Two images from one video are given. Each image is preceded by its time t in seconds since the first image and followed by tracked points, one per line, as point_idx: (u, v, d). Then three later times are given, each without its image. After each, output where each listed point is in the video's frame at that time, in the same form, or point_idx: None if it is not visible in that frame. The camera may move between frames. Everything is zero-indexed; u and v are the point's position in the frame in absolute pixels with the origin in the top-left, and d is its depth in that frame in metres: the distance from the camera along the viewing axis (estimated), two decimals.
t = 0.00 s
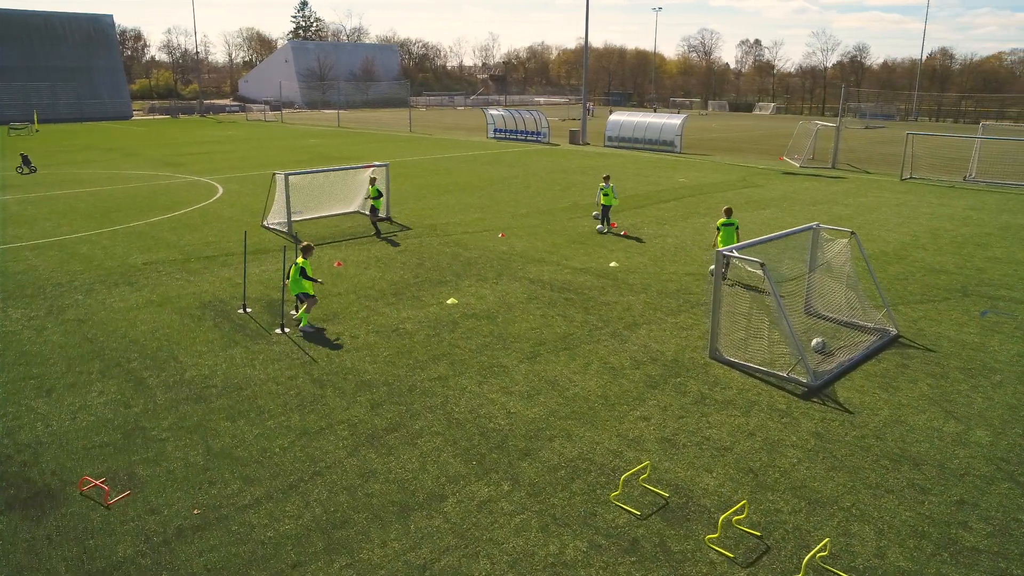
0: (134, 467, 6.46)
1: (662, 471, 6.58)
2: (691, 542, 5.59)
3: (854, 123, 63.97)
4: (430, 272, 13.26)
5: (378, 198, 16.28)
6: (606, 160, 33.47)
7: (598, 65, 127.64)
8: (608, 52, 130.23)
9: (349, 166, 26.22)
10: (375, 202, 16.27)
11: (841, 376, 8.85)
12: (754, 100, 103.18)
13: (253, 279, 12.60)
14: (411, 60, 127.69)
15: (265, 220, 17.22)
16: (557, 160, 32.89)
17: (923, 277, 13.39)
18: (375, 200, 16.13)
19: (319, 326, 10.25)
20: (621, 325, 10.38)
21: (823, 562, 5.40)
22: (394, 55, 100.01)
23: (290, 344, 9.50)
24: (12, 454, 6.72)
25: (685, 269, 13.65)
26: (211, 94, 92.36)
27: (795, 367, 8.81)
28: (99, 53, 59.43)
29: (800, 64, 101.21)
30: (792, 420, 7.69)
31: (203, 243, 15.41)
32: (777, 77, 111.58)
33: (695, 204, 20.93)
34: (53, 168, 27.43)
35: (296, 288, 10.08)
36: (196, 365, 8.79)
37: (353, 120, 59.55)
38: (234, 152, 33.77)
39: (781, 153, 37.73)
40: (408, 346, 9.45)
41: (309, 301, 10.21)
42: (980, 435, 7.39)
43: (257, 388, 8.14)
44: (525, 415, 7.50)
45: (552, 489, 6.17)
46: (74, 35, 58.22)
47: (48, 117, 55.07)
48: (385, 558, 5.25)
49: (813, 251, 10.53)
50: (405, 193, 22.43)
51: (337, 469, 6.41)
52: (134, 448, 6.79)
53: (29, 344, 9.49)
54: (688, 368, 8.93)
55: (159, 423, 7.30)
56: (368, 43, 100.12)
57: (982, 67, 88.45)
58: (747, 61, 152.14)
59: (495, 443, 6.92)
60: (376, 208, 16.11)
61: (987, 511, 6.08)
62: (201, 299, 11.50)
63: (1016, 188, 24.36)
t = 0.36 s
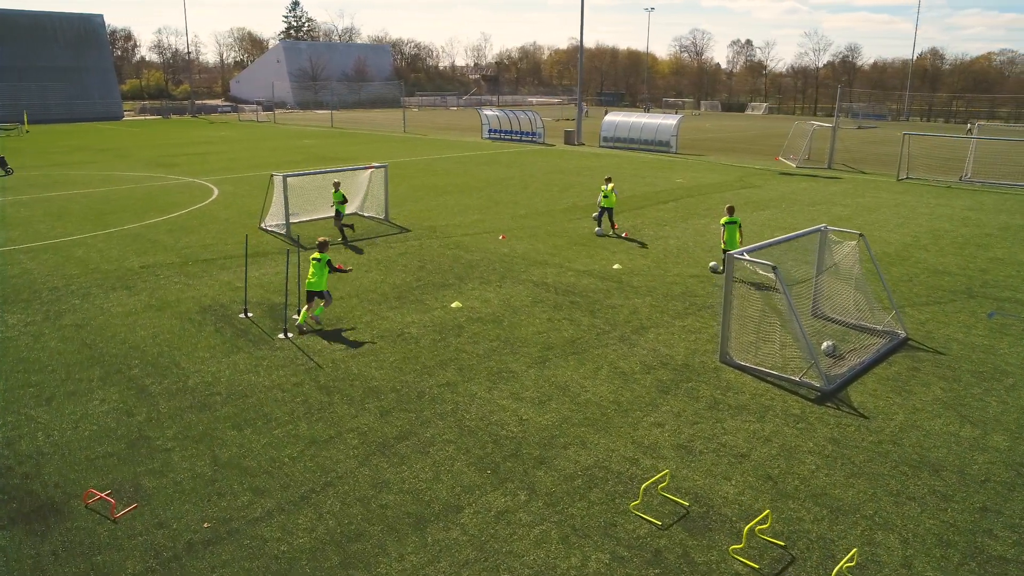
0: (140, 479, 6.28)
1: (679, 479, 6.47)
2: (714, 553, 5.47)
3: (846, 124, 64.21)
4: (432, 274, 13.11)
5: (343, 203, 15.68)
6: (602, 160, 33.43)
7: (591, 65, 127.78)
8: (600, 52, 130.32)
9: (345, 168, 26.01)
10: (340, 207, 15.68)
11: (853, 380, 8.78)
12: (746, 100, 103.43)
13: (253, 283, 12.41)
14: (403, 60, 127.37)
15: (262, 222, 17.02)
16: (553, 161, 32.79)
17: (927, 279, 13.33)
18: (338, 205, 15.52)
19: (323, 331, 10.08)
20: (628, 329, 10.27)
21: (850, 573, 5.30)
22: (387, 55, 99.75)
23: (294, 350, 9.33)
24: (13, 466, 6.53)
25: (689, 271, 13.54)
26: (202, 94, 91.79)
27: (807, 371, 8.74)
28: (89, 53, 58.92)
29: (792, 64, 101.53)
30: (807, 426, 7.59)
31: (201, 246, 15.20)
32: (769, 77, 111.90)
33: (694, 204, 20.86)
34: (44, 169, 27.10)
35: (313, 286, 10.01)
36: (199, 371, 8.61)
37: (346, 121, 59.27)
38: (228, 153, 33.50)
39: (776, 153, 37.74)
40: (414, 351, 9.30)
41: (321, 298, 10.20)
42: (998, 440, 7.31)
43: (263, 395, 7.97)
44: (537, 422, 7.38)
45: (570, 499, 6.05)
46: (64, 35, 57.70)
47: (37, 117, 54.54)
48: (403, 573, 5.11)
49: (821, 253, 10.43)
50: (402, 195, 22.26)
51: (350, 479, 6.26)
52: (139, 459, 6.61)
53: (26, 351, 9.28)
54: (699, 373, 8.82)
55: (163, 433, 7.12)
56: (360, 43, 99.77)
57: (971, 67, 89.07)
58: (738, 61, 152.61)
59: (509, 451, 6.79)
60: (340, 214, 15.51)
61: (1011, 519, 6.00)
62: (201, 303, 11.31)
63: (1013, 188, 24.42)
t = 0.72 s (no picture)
0: (150, 493, 6.13)
1: (699, 490, 6.38)
2: (740, 567, 5.39)
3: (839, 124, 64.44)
4: (435, 279, 12.97)
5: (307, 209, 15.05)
6: (599, 162, 33.39)
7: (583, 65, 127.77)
8: (592, 53, 130.44)
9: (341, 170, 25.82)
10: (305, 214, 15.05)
11: (866, 386, 8.72)
12: (738, 100, 103.70)
13: (254, 288, 12.24)
14: (395, 60, 126.99)
15: (261, 225, 16.82)
16: (550, 162, 32.70)
17: (932, 281, 13.30)
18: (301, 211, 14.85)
19: (328, 337, 9.93)
20: (637, 334, 10.17)
21: None
22: (379, 55, 99.41)
23: (300, 357, 9.17)
24: (17, 480, 6.36)
25: (694, 274, 13.46)
26: (194, 94, 91.20)
27: (821, 378, 8.67)
28: (78, 54, 58.35)
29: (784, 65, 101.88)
30: (824, 433, 7.51)
31: (199, 250, 14.99)
32: (761, 77, 112.27)
33: (694, 206, 20.80)
34: (36, 171, 26.79)
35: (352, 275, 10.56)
36: (205, 380, 8.45)
37: (339, 121, 59.01)
38: (222, 154, 33.22)
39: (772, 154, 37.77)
40: (422, 358, 9.17)
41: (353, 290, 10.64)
42: (1016, 447, 7.25)
43: (271, 405, 7.82)
44: (553, 431, 7.28)
45: (591, 512, 5.95)
46: (53, 35, 57.17)
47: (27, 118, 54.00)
48: None
49: (830, 257, 10.34)
50: (400, 197, 22.09)
51: (366, 492, 6.14)
52: (148, 472, 6.46)
53: (25, 359, 9.09)
54: (712, 379, 8.73)
55: (171, 445, 6.97)
56: (352, 44, 99.42)
57: (961, 68, 89.60)
58: (730, 61, 153.24)
59: (526, 461, 6.69)
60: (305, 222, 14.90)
61: None
62: (202, 309, 11.12)
63: (1009, 189, 24.50)
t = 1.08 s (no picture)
0: (164, 506, 6.01)
1: (721, 498, 6.32)
2: None
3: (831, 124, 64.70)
4: (439, 283, 12.86)
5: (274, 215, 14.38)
6: (595, 163, 33.37)
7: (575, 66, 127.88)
8: (584, 53, 130.56)
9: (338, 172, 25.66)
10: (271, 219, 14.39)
11: (880, 390, 8.67)
12: (730, 100, 104.16)
13: (257, 293, 12.09)
14: (387, 61, 126.61)
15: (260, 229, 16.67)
16: (546, 164, 32.64)
17: (937, 283, 13.30)
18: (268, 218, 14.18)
19: (335, 343, 9.81)
20: (646, 339, 10.11)
21: None
22: (371, 55, 99.11)
23: (308, 364, 9.05)
24: (26, 493, 6.22)
25: (699, 278, 13.40)
26: (184, 95, 90.59)
27: (835, 383, 8.62)
28: (68, 54, 57.82)
29: (775, 66, 102.25)
30: (842, 439, 7.46)
31: (199, 254, 14.82)
32: (753, 78, 112.65)
33: (694, 208, 20.77)
34: (29, 173, 26.47)
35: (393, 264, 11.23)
36: (213, 388, 8.32)
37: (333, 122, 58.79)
38: (216, 156, 32.95)
39: (767, 155, 37.83)
40: (432, 364, 9.07)
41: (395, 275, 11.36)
42: None
43: (281, 413, 7.70)
44: (569, 439, 7.20)
45: (614, 521, 5.89)
46: (42, 35, 56.59)
47: (16, 119, 53.41)
48: None
49: (841, 261, 10.29)
50: (398, 199, 21.96)
51: (384, 504, 6.03)
52: (161, 484, 6.33)
53: (28, 368, 8.92)
54: (726, 385, 8.68)
55: (182, 455, 6.83)
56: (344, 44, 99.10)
57: (951, 68, 90.22)
58: (721, 61, 153.72)
59: (545, 470, 6.62)
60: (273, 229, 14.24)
61: None
62: (206, 314, 10.97)
63: (1005, 190, 24.60)
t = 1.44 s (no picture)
0: (180, 515, 5.89)
1: (746, 502, 6.27)
2: None
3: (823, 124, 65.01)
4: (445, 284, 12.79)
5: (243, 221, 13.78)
6: (592, 163, 33.33)
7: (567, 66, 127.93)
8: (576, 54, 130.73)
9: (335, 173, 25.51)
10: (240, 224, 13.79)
11: (894, 392, 8.64)
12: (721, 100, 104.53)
13: (261, 295, 11.96)
14: (378, 61, 126.26)
15: (260, 230, 16.52)
16: (543, 164, 32.58)
17: (941, 284, 13.31)
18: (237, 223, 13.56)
19: (344, 347, 9.71)
20: (657, 341, 10.06)
21: None
22: (363, 56, 98.79)
23: (318, 368, 8.95)
24: (37, 503, 6.08)
25: (705, 279, 13.35)
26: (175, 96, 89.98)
27: (849, 385, 8.58)
28: (58, 54, 57.29)
29: (766, 66, 102.71)
30: (860, 442, 7.41)
31: (199, 256, 14.65)
32: (743, 78, 113.11)
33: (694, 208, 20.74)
34: (21, 174, 26.16)
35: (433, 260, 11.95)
36: (222, 393, 8.19)
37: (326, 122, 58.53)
38: (210, 156, 32.69)
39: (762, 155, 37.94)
40: (443, 368, 8.98)
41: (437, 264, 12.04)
42: None
43: (294, 418, 7.58)
44: (587, 444, 7.14)
45: (639, 527, 5.84)
46: (32, 35, 56.04)
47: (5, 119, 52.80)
48: None
49: (850, 262, 10.28)
50: (397, 200, 21.85)
51: (405, 511, 5.95)
52: (178, 491, 6.22)
53: (31, 373, 8.76)
54: (739, 387, 8.65)
55: (196, 462, 6.71)
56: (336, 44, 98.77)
57: (940, 69, 90.83)
58: (711, 61, 154.28)
59: (565, 475, 6.56)
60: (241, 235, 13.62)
61: None
62: (210, 318, 10.83)
63: (1001, 189, 24.73)
